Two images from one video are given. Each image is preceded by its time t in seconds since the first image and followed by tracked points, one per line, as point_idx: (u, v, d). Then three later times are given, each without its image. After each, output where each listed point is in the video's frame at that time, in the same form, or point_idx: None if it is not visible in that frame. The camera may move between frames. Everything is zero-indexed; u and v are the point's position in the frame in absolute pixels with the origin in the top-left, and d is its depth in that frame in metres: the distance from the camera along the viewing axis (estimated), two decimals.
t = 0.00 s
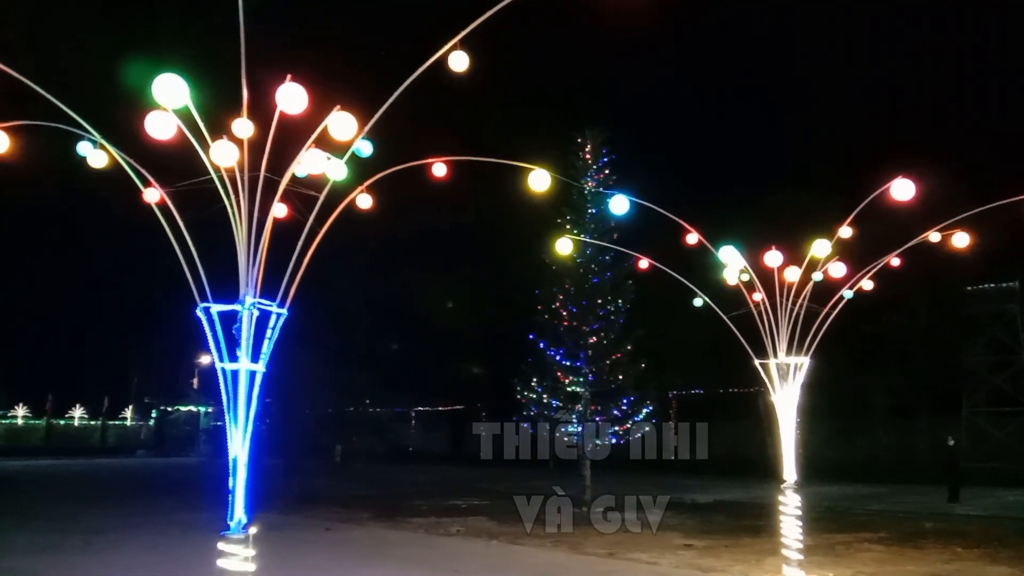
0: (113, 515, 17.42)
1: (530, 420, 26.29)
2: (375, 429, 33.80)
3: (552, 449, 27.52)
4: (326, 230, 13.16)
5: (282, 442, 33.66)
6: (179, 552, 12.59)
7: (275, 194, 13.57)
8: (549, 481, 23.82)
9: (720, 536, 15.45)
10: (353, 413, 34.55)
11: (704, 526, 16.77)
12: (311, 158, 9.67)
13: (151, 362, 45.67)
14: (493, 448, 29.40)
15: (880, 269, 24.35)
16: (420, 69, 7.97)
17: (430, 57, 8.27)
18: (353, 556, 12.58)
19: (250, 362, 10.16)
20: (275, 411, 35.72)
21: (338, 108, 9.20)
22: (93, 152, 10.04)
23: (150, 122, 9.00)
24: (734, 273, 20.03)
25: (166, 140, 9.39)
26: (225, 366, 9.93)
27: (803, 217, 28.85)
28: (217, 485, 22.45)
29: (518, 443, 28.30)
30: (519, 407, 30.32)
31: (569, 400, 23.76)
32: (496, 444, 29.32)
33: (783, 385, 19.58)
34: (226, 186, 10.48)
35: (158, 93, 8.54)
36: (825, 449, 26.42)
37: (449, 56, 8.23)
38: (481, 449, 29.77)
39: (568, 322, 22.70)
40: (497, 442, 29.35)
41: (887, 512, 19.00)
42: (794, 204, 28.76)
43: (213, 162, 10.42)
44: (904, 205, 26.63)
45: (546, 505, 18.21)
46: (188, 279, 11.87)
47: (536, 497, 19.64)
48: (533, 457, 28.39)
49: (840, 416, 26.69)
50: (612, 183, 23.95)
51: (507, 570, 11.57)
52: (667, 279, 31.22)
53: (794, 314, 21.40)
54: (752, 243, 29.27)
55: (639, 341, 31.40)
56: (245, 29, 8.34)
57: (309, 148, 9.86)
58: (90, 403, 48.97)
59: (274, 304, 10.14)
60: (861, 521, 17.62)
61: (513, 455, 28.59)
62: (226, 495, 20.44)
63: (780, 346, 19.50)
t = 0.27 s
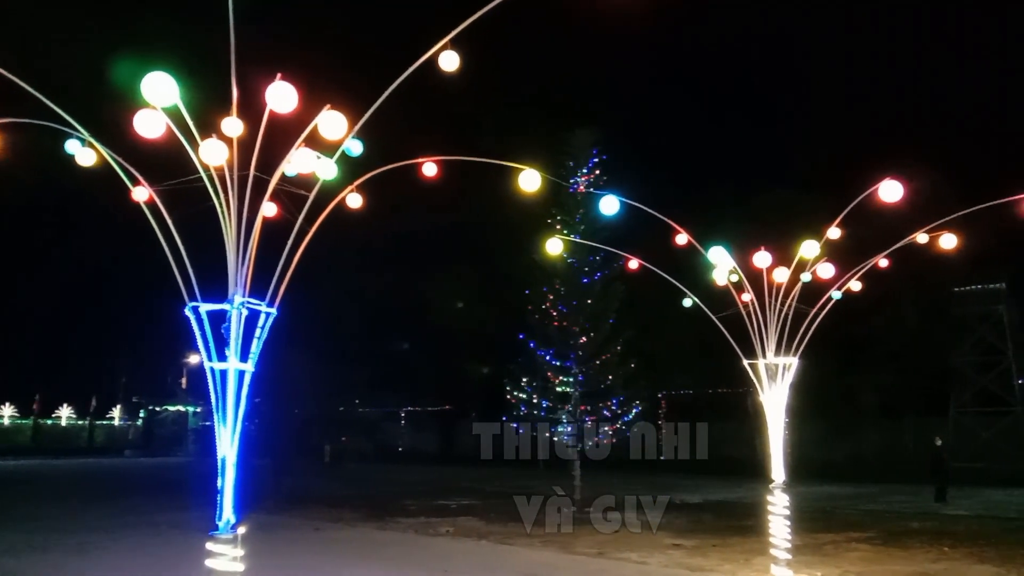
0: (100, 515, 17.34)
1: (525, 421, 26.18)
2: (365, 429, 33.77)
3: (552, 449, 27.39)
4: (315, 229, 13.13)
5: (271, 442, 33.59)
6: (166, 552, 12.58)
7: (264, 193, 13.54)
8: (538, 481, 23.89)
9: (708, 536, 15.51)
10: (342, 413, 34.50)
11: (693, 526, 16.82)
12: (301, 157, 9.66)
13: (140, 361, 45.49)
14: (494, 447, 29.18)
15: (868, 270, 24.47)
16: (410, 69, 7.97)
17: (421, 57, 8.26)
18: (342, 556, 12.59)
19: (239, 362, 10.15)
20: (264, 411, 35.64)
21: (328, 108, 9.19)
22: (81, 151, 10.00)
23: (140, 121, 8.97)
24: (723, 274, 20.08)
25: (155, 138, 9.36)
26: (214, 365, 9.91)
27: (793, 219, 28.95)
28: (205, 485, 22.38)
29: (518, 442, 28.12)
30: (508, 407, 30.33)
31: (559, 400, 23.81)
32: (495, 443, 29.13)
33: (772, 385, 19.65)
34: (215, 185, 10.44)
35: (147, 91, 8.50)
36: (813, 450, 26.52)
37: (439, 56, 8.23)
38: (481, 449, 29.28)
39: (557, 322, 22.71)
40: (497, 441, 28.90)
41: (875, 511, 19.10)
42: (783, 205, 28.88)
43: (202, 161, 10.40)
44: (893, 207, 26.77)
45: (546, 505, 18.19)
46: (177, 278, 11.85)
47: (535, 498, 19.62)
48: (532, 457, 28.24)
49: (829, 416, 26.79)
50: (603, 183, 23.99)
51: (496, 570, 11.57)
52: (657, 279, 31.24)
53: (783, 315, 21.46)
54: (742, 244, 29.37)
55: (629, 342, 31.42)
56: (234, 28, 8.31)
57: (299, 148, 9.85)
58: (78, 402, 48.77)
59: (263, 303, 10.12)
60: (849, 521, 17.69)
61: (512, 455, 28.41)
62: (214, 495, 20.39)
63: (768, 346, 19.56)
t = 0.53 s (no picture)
0: (86, 514, 17.20)
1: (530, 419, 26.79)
2: (353, 427, 33.68)
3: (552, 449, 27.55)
4: (304, 227, 13.08)
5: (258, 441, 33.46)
6: (153, 551, 12.51)
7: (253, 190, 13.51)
8: (527, 480, 23.89)
9: (695, 534, 15.50)
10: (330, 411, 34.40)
11: (682, 524, 16.85)
12: (290, 154, 9.62)
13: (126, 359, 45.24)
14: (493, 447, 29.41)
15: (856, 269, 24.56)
16: (401, 65, 7.95)
17: (412, 53, 8.24)
18: (330, 554, 12.55)
19: (228, 359, 10.09)
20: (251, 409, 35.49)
21: (317, 104, 9.15)
22: (68, 146, 9.92)
23: (128, 117, 8.91)
24: (712, 272, 20.12)
25: (143, 134, 9.30)
26: (202, 362, 9.84)
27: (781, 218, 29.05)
28: (192, 484, 22.24)
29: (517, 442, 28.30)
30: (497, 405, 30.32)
31: (548, 399, 23.83)
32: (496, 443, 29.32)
33: (761, 383, 19.71)
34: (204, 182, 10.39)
35: (136, 87, 8.45)
36: (801, 448, 26.60)
37: (430, 52, 8.22)
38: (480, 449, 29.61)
39: (546, 320, 22.70)
40: (497, 442, 29.12)
41: (862, 509, 19.16)
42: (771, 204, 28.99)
43: (190, 157, 10.34)
44: (880, 207, 26.90)
45: (541, 505, 18.05)
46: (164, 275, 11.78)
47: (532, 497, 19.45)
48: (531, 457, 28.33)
49: (816, 415, 26.87)
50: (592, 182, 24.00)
51: (483, 568, 11.54)
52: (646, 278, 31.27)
53: (771, 313, 21.52)
54: (730, 243, 29.45)
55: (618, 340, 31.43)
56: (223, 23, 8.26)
57: (288, 144, 9.81)
58: (63, 400, 48.48)
59: (252, 300, 10.08)
60: (838, 519, 17.73)
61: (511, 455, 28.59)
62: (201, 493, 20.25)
63: (757, 345, 19.61)
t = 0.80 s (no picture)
0: (70, 515, 17.10)
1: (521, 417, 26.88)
2: (340, 427, 33.61)
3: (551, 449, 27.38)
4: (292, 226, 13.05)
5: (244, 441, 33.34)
6: (138, 551, 12.47)
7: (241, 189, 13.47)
8: (515, 480, 23.91)
9: (682, 534, 15.58)
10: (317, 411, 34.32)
11: (669, 524, 16.90)
12: (278, 153, 9.59)
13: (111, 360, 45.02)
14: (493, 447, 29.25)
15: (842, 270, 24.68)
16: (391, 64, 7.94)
17: (401, 52, 8.24)
18: (317, 554, 12.52)
19: (215, 359, 10.05)
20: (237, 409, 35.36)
21: (305, 103, 9.12)
22: (53, 144, 9.86)
23: (114, 115, 8.87)
24: (699, 273, 20.17)
25: (130, 132, 9.25)
26: (189, 362, 9.79)
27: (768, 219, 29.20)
28: (177, 485, 22.13)
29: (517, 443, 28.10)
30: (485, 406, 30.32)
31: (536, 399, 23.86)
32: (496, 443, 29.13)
33: (748, 383, 19.76)
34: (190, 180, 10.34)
35: (122, 84, 8.40)
36: (787, 448, 26.71)
37: (419, 51, 8.21)
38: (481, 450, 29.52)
39: (534, 321, 22.70)
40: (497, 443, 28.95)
41: (848, 509, 19.25)
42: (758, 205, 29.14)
43: (177, 155, 10.29)
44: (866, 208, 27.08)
45: (528, 506, 18.08)
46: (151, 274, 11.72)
47: (516, 498, 19.50)
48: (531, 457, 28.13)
49: (802, 416, 26.98)
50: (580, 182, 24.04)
51: (471, 568, 11.55)
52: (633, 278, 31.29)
53: (758, 314, 21.57)
54: (717, 244, 29.57)
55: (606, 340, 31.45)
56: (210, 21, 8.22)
57: (276, 143, 9.78)
58: (48, 401, 48.23)
59: (239, 299, 10.03)
60: (825, 519, 17.80)
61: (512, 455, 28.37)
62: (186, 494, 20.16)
63: (744, 345, 19.65)
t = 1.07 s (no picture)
0: (51, 516, 16.98)
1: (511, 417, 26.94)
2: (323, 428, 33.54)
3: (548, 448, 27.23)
4: (276, 226, 13.11)
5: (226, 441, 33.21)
6: (119, 552, 12.44)
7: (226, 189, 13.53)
8: (498, 480, 23.96)
9: (666, 533, 15.64)
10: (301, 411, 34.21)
11: (651, 524, 16.99)
12: (263, 151, 9.57)
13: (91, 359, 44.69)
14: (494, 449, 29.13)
15: (824, 272, 24.88)
16: (378, 64, 7.95)
17: (388, 52, 8.25)
18: (301, 555, 12.54)
19: (199, 358, 9.99)
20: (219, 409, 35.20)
21: (292, 102, 9.11)
22: (36, 142, 9.80)
23: (99, 113, 8.83)
24: (683, 275, 20.25)
25: (114, 130, 9.21)
26: (172, 362, 9.74)
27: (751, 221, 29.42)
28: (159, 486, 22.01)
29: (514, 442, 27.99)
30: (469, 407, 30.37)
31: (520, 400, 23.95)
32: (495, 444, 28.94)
33: (731, 384, 19.88)
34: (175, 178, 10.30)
35: (107, 82, 8.37)
36: (769, 449, 26.90)
37: (407, 52, 8.23)
38: (481, 450, 29.16)
39: (518, 321, 22.73)
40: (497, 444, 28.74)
41: (830, 509, 19.42)
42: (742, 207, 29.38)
43: (161, 154, 10.24)
44: (847, 211, 27.34)
45: (514, 506, 18.10)
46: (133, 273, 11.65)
47: (499, 498, 19.52)
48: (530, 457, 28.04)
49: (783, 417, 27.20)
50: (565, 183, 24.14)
51: (454, 569, 11.58)
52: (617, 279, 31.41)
53: (741, 315, 21.68)
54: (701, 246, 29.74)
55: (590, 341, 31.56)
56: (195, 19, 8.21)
57: (261, 142, 9.75)
58: (27, 401, 47.77)
59: (224, 299, 9.97)
60: (806, 519, 17.94)
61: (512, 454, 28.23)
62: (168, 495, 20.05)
63: (727, 346, 19.75)
